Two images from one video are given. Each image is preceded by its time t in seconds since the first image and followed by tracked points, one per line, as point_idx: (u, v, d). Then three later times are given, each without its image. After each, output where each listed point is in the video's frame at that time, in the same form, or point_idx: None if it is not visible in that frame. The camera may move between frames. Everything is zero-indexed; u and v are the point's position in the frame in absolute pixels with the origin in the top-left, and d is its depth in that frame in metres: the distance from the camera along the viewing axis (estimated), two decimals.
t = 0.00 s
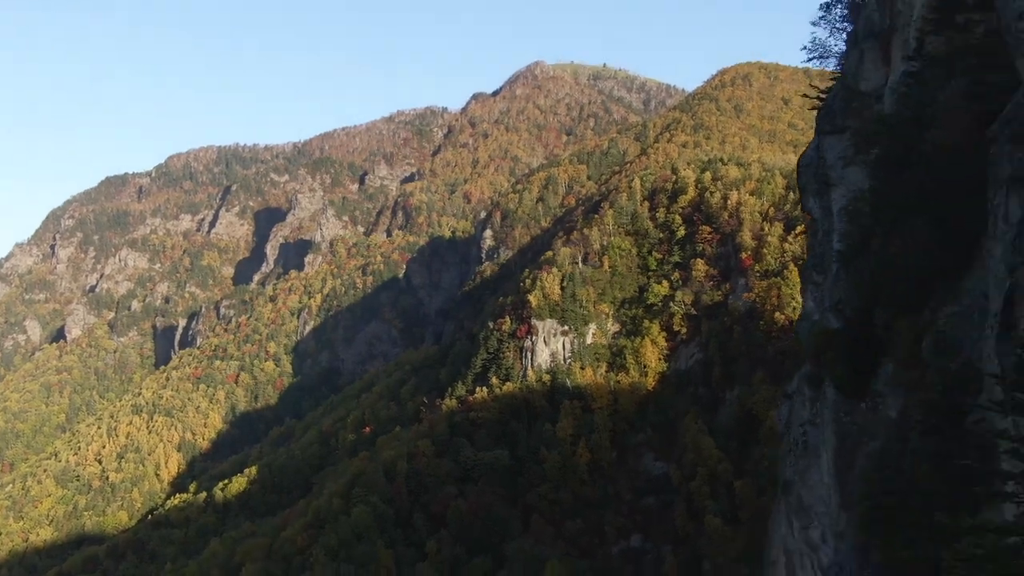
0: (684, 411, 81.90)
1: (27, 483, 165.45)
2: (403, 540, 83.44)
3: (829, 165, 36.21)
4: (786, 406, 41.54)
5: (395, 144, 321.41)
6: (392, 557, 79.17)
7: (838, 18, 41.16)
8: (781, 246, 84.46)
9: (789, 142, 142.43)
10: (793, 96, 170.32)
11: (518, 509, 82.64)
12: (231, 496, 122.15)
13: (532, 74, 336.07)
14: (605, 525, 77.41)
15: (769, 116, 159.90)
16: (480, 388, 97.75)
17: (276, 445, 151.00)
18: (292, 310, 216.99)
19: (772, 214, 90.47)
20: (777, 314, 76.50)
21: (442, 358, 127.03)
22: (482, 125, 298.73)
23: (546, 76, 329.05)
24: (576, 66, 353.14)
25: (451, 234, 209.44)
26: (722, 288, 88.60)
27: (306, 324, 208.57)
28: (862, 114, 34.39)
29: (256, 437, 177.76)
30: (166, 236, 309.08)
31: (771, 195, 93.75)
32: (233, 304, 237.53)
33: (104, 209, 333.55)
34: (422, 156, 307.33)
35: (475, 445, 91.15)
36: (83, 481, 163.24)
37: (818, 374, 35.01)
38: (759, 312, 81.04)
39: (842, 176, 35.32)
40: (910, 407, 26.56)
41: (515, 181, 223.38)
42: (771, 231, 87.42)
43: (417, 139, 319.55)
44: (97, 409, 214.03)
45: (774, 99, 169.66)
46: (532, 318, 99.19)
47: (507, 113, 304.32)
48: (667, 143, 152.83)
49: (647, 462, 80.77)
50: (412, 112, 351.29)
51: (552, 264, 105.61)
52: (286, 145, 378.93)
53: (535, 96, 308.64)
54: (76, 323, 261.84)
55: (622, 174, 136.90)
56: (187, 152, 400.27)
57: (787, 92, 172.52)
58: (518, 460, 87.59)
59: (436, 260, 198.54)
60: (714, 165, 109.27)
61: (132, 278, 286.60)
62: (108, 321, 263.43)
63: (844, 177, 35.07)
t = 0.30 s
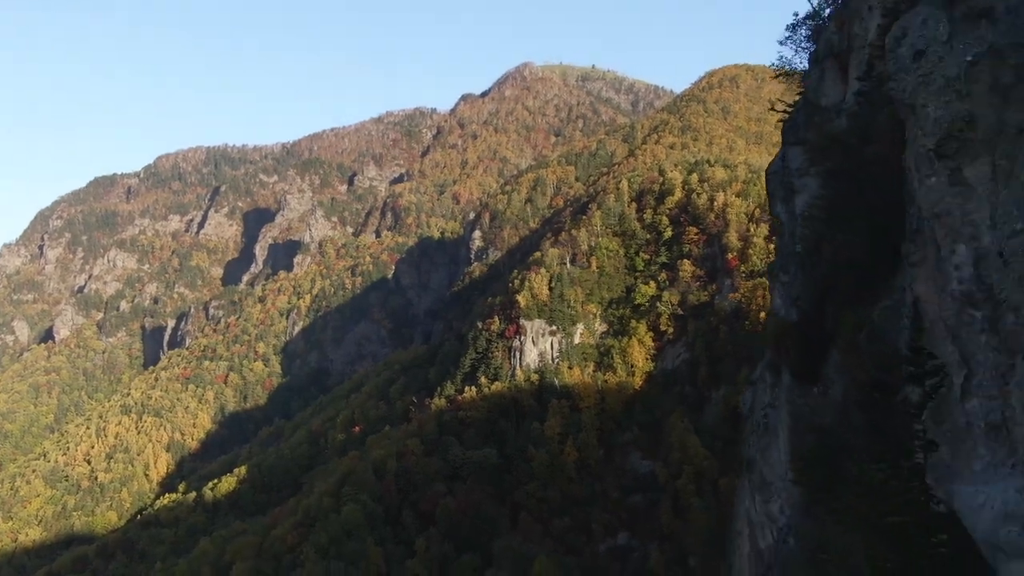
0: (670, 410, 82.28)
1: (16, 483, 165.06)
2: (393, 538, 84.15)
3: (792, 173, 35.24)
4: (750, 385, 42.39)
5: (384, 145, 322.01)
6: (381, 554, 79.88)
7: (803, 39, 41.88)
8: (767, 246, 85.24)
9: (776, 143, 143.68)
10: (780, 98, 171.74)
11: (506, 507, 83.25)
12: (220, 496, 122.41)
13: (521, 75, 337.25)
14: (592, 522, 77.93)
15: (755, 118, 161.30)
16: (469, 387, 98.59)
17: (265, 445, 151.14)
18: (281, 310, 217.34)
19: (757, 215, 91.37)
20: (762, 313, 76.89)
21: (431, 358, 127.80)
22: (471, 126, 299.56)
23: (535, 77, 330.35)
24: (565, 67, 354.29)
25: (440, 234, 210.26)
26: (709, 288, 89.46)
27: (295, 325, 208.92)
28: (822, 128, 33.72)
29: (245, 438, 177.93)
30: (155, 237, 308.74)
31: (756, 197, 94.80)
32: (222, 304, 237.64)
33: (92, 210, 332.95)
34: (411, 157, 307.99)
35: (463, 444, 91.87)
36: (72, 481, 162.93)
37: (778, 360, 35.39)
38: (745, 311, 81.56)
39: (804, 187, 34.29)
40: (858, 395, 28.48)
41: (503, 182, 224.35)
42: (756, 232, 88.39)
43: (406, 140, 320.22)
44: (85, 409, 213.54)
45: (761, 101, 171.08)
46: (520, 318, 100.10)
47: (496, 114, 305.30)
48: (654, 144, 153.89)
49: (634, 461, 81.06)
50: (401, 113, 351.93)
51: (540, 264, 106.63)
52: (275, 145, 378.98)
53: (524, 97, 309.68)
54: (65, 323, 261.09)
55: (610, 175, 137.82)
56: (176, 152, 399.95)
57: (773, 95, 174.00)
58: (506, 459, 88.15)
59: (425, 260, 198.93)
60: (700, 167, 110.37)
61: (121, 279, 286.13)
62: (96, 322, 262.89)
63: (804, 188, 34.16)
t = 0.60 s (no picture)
0: (658, 409, 81.49)
1: (8, 482, 165.05)
2: (384, 536, 85.22)
3: (759, 185, 37.83)
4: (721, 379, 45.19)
5: (374, 145, 322.42)
6: (372, 552, 80.74)
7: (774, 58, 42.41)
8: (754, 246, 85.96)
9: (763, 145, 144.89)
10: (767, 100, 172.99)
11: (494, 505, 83.98)
12: (211, 494, 122.89)
13: (511, 76, 338.17)
14: (580, 520, 78.40)
15: (743, 119, 162.52)
16: (459, 387, 99.71)
17: (255, 444, 151.29)
18: (271, 310, 217.56)
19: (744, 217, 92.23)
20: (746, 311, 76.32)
21: (421, 358, 128.60)
22: (461, 127, 300.09)
23: (524, 78, 331.39)
24: (554, 69, 355.36)
25: (430, 235, 211.07)
26: (696, 289, 90.22)
27: (285, 325, 209.20)
28: (787, 144, 36.01)
29: (235, 437, 178.28)
30: (145, 237, 308.40)
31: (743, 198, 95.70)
32: (212, 304, 237.78)
33: (83, 210, 332.61)
34: (400, 157, 308.34)
35: (453, 443, 92.69)
36: (63, 480, 163.02)
37: (743, 356, 39.14)
38: (731, 310, 81.38)
39: (769, 198, 36.97)
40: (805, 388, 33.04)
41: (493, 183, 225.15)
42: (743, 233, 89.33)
43: (396, 141, 320.68)
44: (76, 408, 213.30)
45: (749, 102, 172.27)
46: (510, 318, 101.40)
47: (485, 115, 305.93)
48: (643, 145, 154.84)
49: (621, 459, 80.70)
50: (391, 114, 352.60)
51: (530, 265, 107.82)
52: (265, 146, 378.90)
53: (513, 98, 310.45)
54: (55, 323, 260.57)
55: (599, 176, 138.90)
56: (166, 153, 399.74)
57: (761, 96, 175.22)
58: (496, 457, 88.70)
59: (414, 261, 199.73)
60: (688, 168, 111.32)
61: (111, 279, 285.63)
62: (86, 322, 262.40)
63: (769, 199, 36.85)
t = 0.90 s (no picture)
0: (650, 408, 80.92)
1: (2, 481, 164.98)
2: (377, 533, 85.86)
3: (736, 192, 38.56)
4: (698, 373, 47.00)
5: (367, 146, 323.02)
6: (365, 549, 81.25)
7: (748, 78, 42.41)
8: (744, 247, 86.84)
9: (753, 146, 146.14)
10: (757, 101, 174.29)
11: (487, 503, 84.66)
12: (205, 493, 123.29)
13: (503, 76, 339.22)
14: (573, 518, 78.50)
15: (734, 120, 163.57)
16: (452, 386, 100.46)
17: (249, 444, 151.45)
18: (264, 310, 217.76)
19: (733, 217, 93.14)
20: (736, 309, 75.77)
21: (413, 358, 129.28)
22: (454, 127, 300.70)
23: (517, 78, 332.58)
24: (546, 69, 356.71)
25: (422, 235, 212.03)
26: (688, 289, 91.01)
27: (278, 325, 209.53)
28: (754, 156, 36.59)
29: (229, 436, 178.60)
30: (138, 237, 308.47)
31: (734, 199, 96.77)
32: (206, 304, 238.17)
33: (76, 211, 332.64)
34: (393, 158, 308.99)
35: (446, 442, 93.49)
36: (57, 479, 163.07)
37: (719, 352, 41.21)
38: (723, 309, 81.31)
39: (744, 204, 37.65)
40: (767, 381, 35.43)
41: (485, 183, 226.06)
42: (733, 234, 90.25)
43: (389, 141, 321.36)
44: (69, 408, 213.11)
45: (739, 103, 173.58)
46: (502, 318, 102.33)
47: (478, 115, 306.88)
48: (634, 146, 155.58)
49: (613, 458, 80.64)
50: (383, 115, 353.29)
51: (522, 265, 108.79)
52: (258, 146, 379.24)
53: (506, 98, 311.43)
54: (49, 323, 260.45)
55: (591, 177, 140.02)
56: (159, 154, 399.78)
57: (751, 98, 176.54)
58: (488, 456, 89.41)
59: (407, 260, 200.77)
60: (678, 170, 112.40)
61: (104, 279, 285.34)
62: (80, 322, 262.12)
63: (744, 206, 37.63)
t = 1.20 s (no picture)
0: (641, 407, 80.92)
1: None
2: (372, 531, 86.68)
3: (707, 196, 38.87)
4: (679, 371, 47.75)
5: (361, 146, 323.60)
6: (360, 548, 81.78)
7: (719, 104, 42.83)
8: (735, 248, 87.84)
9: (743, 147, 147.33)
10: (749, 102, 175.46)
11: (480, 500, 85.68)
12: (200, 493, 123.86)
13: (497, 77, 340.24)
14: (565, 516, 79.10)
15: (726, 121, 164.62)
16: (446, 386, 101.32)
17: (243, 444, 151.84)
18: (259, 310, 217.99)
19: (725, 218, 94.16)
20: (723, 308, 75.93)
21: (407, 358, 129.90)
22: (448, 127, 301.28)
23: (510, 79, 333.54)
24: (540, 70, 357.87)
25: (416, 236, 212.97)
26: (679, 289, 91.91)
27: (272, 325, 209.82)
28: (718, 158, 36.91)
29: (224, 436, 179.26)
30: (133, 237, 308.63)
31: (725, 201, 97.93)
32: (201, 304, 238.59)
33: (70, 211, 333.10)
34: (387, 158, 309.57)
35: (441, 440, 94.41)
36: (52, 479, 163.21)
37: (697, 348, 42.25)
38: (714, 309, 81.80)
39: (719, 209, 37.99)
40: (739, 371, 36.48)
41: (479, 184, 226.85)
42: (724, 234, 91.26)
43: (383, 142, 321.91)
44: (64, 407, 213.11)
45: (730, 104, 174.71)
46: (496, 318, 103.21)
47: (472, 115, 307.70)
48: (627, 147, 156.46)
49: (606, 456, 81.07)
50: (377, 115, 353.88)
51: (516, 265, 109.87)
52: (253, 146, 379.57)
53: (500, 99, 312.33)
54: (44, 323, 260.37)
55: (584, 178, 141.13)
56: (153, 154, 399.66)
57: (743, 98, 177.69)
58: (481, 455, 90.26)
59: (401, 260, 205.05)
60: (670, 171, 113.57)
61: (99, 279, 285.23)
62: (75, 322, 261.98)
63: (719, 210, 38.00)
